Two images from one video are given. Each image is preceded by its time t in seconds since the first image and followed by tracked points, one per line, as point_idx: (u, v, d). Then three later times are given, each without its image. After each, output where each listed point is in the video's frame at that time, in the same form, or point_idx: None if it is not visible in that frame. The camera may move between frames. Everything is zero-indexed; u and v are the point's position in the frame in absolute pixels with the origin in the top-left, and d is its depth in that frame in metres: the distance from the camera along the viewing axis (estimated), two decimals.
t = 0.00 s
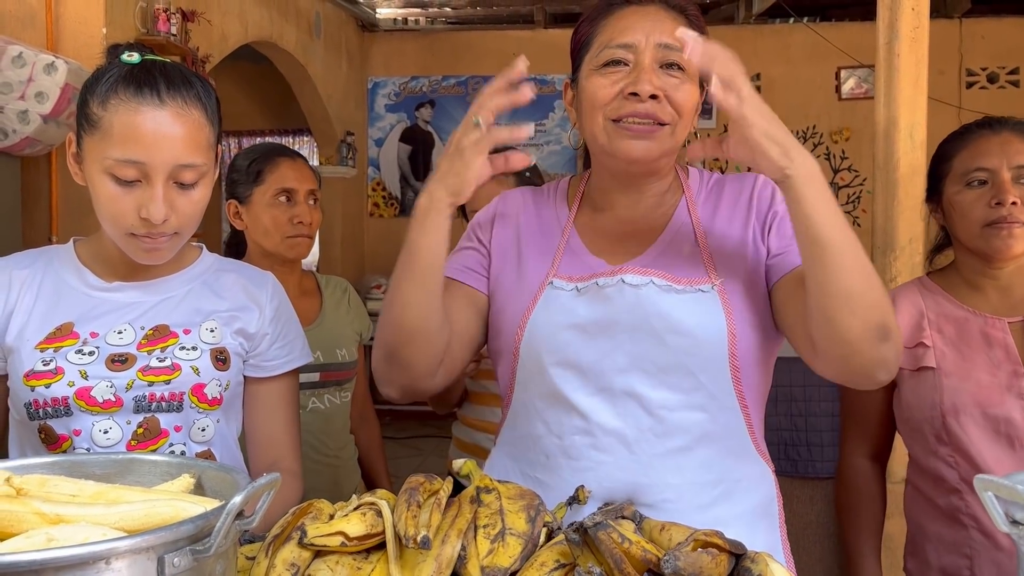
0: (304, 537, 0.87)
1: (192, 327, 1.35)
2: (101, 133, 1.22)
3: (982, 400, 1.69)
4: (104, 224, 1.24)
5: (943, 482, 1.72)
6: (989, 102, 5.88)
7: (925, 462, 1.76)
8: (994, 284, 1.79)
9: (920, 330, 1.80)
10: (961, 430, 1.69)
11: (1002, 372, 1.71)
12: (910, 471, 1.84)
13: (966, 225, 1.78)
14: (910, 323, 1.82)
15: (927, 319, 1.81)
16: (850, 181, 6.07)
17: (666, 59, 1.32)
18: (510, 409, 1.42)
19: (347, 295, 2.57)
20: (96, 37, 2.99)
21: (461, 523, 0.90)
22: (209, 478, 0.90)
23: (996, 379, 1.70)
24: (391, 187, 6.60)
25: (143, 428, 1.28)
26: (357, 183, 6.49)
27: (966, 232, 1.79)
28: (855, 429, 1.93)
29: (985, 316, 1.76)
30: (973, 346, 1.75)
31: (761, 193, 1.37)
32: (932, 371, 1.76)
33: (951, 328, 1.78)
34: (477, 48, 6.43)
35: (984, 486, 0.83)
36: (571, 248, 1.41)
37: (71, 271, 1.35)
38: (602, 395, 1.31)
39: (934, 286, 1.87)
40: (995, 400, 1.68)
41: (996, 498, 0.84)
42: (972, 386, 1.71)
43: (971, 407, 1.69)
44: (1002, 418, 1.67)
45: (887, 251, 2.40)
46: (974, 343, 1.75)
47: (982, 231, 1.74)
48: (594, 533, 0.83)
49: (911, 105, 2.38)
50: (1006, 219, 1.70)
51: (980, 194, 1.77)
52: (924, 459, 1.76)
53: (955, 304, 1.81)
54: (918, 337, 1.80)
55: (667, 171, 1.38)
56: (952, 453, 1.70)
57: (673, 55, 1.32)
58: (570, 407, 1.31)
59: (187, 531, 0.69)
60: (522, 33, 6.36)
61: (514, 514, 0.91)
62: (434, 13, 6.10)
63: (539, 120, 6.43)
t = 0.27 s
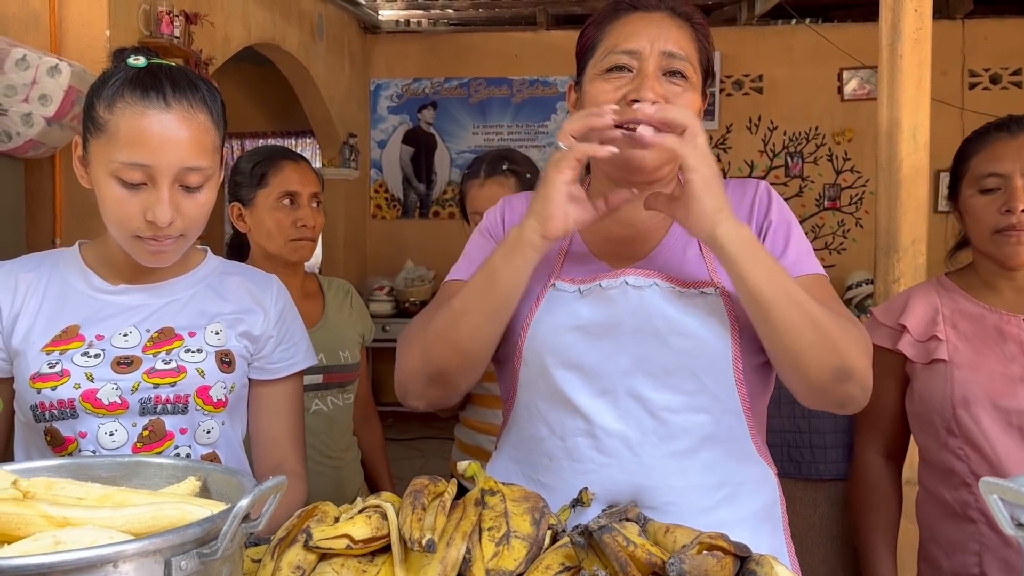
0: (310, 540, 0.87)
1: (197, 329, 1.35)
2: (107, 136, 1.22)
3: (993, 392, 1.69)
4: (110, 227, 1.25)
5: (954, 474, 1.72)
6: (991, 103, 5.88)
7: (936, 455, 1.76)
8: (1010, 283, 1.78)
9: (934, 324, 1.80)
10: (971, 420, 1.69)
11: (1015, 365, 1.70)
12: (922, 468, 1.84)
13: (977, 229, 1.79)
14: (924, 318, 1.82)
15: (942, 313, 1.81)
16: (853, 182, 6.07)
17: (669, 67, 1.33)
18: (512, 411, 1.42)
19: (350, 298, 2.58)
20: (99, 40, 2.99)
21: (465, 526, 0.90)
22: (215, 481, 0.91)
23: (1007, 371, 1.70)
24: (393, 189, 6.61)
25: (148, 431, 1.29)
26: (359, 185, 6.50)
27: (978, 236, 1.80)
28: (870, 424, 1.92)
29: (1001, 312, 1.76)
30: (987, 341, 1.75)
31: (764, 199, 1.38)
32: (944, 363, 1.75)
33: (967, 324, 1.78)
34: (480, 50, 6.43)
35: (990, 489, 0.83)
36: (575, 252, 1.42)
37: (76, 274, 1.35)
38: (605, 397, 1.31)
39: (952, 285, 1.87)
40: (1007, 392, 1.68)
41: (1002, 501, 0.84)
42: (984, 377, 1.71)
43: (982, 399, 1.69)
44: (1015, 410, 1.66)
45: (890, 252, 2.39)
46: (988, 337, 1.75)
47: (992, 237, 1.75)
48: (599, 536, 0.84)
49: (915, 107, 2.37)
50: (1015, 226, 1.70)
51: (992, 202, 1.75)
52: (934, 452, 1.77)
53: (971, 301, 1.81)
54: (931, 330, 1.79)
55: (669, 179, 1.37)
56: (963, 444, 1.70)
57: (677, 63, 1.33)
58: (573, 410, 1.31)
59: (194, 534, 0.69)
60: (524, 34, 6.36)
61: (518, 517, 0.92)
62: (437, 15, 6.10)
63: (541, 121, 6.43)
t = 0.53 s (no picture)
0: (315, 538, 0.87)
1: (202, 328, 1.36)
2: (113, 136, 1.23)
3: (1003, 386, 1.68)
4: (116, 227, 1.26)
5: (964, 468, 1.71)
6: (995, 103, 5.87)
7: (946, 447, 1.75)
8: None
9: (948, 318, 1.79)
10: (981, 415, 1.68)
11: None
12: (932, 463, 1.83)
13: (991, 229, 1.77)
14: (938, 312, 1.81)
15: (957, 307, 1.80)
16: (856, 182, 6.06)
17: (678, 72, 1.33)
18: (515, 409, 1.42)
19: (353, 297, 2.58)
20: (103, 41, 3.00)
21: (470, 523, 0.90)
22: (221, 479, 0.91)
23: (1018, 366, 1.69)
24: (396, 189, 6.62)
25: (154, 429, 1.29)
26: (362, 186, 6.50)
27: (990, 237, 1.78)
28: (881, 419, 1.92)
29: (1017, 308, 1.74)
30: (1000, 337, 1.74)
31: (758, 194, 1.37)
32: (956, 356, 1.74)
33: (981, 319, 1.76)
34: (482, 51, 6.44)
35: (996, 486, 0.83)
36: (578, 252, 1.42)
37: (81, 273, 1.36)
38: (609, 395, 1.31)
39: (970, 283, 1.84)
40: (1017, 386, 1.67)
41: (1008, 499, 0.84)
42: (995, 371, 1.70)
43: (992, 392, 1.68)
44: None
45: (894, 252, 2.38)
46: (1002, 332, 1.74)
47: (1005, 238, 1.73)
48: (604, 533, 0.83)
49: (919, 107, 2.37)
50: None
51: (1005, 202, 1.74)
52: (945, 445, 1.76)
53: (986, 296, 1.79)
54: (945, 325, 1.78)
55: (672, 180, 1.38)
56: (971, 438, 1.69)
57: (685, 68, 1.33)
58: (577, 408, 1.31)
59: (202, 531, 0.70)
60: (527, 35, 6.37)
61: (523, 515, 0.92)
62: (439, 16, 6.10)
63: (544, 122, 6.44)
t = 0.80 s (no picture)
0: (321, 541, 0.87)
1: (206, 329, 1.36)
2: (117, 137, 1.23)
3: (1020, 388, 1.61)
4: (120, 229, 1.26)
5: (976, 470, 1.66)
6: (998, 103, 5.85)
7: (958, 449, 1.70)
8: None
9: (964, 318, 1.73)
10: (996, 418, 1.62)
11: None
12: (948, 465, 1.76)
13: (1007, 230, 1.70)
14: (954, 311, 1.75)
15: (974, 307, 1.73)
16: (859, 183, 6.05)
17: (675, 73, 1.32)
18: (517, 410, 1.42)
19: (356, 298, 2.58)
20: (107, 43, 3.01)
21: (476, 526, 0.90)
22: (227, 482, 0.91)
23: None
24: (399, 190, 6.62)
25: (158, 431, 1.29)
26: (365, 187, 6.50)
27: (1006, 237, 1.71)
28: (895, 419, 1.87)
29: None
30: (1017, 338, 1.67)
31: (756, 192, 1.37)
32: (971, 357, 1.68)
33: (998, 320, 1.70)
34: (485, 51, 6.44)
35: (1003, 490, 0.83)
36: (579, 253, 1.41)
37: (85, 274, 1.36)
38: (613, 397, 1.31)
39: (989, 283, 1.77)
40: None
41: (1016, 503, 0.83)
42: (1012, 373, 1.63)
43: (1008, 394, 1.62)
44: None
45: (897, 253, 2.36)
46: (1020, 333, 1.67)
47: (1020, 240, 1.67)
48: (610, 536, 0.83)
49: (923, 107, 2.37)
50: None
51: (1021, 201, 1.65)
52: (958, 446, 1.70)
53: (1004, 296, 1.72)
54: (961, 324, 1.72)
55: (670, 181, 1.38)
56: (985, 440, 1.63)
57: (682, 69, 1.33)
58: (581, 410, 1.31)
59: (208, 534, 0.70)
60: (529, 36, 6.36)
61: (529, 517, 0.92)
62: (442, 17, 6.11)
63: (547, 123, 6.44)
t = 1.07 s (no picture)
0: (325, 541, 0.87)
1: (208, 330, 1.36)
2: (124, 118, 1.23)
3: None
4: (120, 213, 1.25)
5: (985, 470, 1.66)
6: (1002, 103, 5.84)
7: (968, 448, 1.69)
8: None
9: (976, 318, 1.71)
10: (1006, 417, 1.62)
11: None
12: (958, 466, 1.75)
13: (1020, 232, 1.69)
14: (966, 311, 1.73)
15: (987, 307, 1.72)
16: (862, 183, 6.05)
17: (673, 71, 1.32)
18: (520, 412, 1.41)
19: (360, 298, 2.58)
20: (110, 44, 3.01)
21: (480, 526, 0.89)
22: (231, 482, 0.91)
23: None
24: (401, 191, 6.62)
25: (161, 433, 1.30)
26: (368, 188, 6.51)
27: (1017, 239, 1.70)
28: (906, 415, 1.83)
29: None
30: None
31: (758, 191, 1.36)
32: (983, 356, 1.67)
33: (1012, 320, 1.68)
34: (488, 52, 6.44)
35: (1008, 489, 0.83)
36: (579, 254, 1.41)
37: (88, 275, 1.36)
38: (614, 398, 1.31)
39: (1003, 283, 1.76)
40: None
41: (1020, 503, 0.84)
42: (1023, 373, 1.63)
43: (1018, 395, 1.62)
44: None
45: (901, 253, 2.34)
46: None
47: None
48: (615, 536, 0.83)
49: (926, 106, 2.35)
50: None
51: None
52: (968, 446, 1.69)
53: (1016, 296, 1.71)
54: (974, 323, 1.71)
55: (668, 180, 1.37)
56: (995, 439, 1.63)
57: (680, 66, 1.32)
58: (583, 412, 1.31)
59: (212, 534, 0.70)
60: (532, 36, 6.36)
61: (533, 517, 0.92)
62: (444, 18, 6.11)
63: (549, 123, 6.44)
